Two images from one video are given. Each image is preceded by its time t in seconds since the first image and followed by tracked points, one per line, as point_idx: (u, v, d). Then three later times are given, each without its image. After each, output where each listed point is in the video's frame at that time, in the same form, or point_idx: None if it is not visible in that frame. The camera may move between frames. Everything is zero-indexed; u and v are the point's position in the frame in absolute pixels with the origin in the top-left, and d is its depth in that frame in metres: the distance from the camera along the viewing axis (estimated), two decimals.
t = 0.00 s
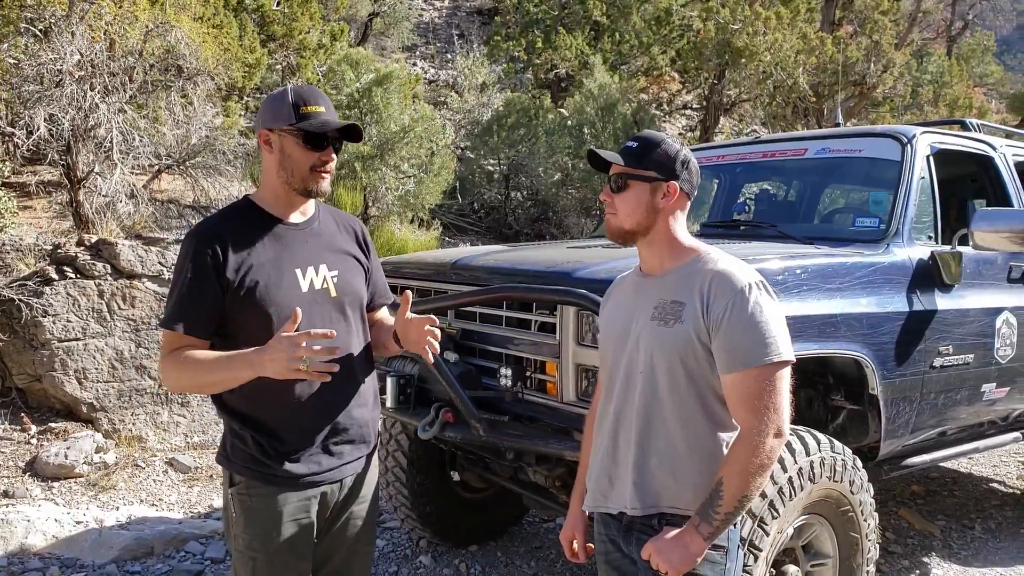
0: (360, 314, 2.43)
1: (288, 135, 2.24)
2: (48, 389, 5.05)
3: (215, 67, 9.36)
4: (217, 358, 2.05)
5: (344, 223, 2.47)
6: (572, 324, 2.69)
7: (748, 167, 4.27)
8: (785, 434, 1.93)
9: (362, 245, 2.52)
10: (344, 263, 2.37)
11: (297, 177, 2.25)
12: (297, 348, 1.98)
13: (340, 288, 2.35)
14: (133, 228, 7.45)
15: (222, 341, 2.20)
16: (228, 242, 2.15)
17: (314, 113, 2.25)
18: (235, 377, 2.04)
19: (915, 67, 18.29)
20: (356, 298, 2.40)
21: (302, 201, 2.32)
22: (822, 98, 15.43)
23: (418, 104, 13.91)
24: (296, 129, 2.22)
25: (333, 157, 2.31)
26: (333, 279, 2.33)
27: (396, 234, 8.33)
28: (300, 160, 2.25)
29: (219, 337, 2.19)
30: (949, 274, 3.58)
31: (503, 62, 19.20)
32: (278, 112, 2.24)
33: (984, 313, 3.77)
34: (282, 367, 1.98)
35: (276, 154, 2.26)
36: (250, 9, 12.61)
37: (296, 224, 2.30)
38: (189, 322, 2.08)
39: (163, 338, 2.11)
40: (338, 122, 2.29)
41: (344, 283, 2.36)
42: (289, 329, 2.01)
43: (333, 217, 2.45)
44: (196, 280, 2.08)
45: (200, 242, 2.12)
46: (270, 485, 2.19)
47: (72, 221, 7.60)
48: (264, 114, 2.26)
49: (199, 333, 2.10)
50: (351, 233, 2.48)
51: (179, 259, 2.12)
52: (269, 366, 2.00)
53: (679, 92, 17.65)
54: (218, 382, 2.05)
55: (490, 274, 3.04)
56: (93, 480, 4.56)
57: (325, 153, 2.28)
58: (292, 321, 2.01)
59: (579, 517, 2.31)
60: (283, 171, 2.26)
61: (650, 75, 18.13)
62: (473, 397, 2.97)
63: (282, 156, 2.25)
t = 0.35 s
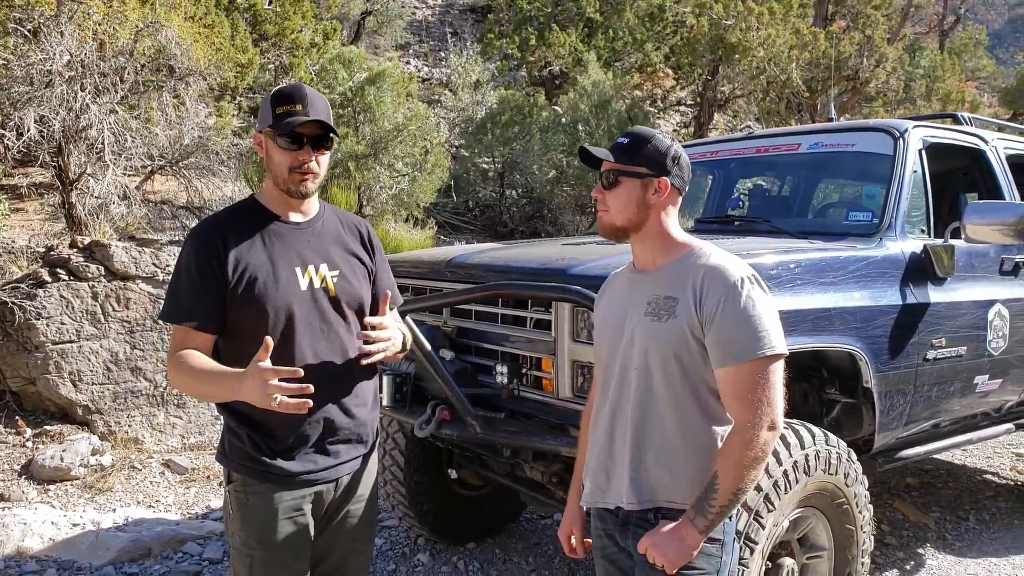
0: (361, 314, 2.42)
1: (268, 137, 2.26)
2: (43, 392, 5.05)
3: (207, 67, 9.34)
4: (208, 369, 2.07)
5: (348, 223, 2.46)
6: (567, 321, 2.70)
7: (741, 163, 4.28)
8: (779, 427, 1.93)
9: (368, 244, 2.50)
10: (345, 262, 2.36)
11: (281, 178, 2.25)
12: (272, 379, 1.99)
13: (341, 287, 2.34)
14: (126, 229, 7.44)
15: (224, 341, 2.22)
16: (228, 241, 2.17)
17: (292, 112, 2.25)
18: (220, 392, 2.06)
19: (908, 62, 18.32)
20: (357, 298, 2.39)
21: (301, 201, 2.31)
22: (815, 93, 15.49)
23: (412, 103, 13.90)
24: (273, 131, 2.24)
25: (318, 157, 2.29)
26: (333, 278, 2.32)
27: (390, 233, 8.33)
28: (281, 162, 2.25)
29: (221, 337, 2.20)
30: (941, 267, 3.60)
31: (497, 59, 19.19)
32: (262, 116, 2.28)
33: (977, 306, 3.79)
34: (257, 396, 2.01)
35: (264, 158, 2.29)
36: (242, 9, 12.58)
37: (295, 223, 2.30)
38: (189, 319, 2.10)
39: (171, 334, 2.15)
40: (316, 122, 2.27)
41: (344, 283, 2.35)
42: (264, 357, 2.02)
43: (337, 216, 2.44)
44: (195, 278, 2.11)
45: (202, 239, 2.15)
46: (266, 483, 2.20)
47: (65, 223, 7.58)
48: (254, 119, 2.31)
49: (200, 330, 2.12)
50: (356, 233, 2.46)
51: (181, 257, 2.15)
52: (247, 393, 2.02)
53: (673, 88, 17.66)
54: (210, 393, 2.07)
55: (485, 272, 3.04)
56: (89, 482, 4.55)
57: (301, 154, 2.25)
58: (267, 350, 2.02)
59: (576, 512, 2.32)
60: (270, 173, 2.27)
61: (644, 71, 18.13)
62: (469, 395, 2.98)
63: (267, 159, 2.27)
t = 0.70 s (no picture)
0: (362, 310, 2.41)
1: (277, 129, 2.26)
2: (41, 387, 5.04)
3: (204, 61, 9.33)
4: (209, 367, 2.09)
5: (349, 219, 2.45)
6: (565, 316, 2.71)
7: (738, 157, 4.28)
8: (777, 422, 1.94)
9: (369, 242, 2.50)
10: (345, 259, 2.35)
11: (291, 169, 2.26)
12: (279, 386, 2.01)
13: (341, 283, 2.33)
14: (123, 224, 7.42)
15: (223, 335, 2.22)
16: (227, 236, 2.17)
17: (302, 103, 2.26)
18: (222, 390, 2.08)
19: (905, 57, 18.32)
20: (357, 294, 2.38)
21: (304, 196, 2.31)
22: (812, 88, 15.49)
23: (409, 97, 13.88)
24: (283, 122, 2.24)
25: (326, 147, 2.31)
26: (333, 275, 2.31)
27: (387, 228, 8.33)
28: (291, 152, 2.26)
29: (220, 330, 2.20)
30: (938, 262, 3.61)
31: (494, 54, 19.16)
32: (268, 108, 2.27)
33: (973, 301, 3.80)
34: (264, 397, 2.03)
35: (271, 150, 2.28)
36: (239, 3, 12.54)
37: (296, 219, 2.30)
38: (191, 316, 2.11)
39: (170, 330, 2.14)
40: (325, 112, 2.29)
41: (344, 279, 2.34)
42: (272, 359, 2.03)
43: (339, 213, 2.43)
44: (195, 275, 2.11)
45: (203, 236, 2.15)
46: (264, 478, 2.20)
47: (61, 218, 7.57)
48: (258, 112, 2.30)
49: (200, 324, 2.12)
50: (357, 230, 2.46)
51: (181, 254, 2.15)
52: (253, 391, 2.04)
53: (670, 82, 17.64)
54: (213, 389, 2.09)
55: (483, 267, 3.04)
56: (86, 477, 4.55)
57: (312, 143, 2.27)
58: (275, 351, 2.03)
59: (574, 506, 2.32)
60: (278, 166, 2.27)
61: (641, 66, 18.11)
62: (466, 390, 2.99)
63: (275, 151, 2.27)
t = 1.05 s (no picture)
0: (361, 311, 2.41)
1: (280, 129, 2.25)
2: (39, 388, 5.04)
3: (201, 61, 9.32)
4: (207, 343, 2.06)
5: (347, 220, 2.45)
6: (564, 315, 2.71)
7: (736, 156, 4.28)
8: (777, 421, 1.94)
9: (367, 243, 2.50)
10: (344, 259, 2.35)
11: (291, 170, 2.26)
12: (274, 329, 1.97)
13: (341, 284, 2.33)
14: (121, 225, 7.42)
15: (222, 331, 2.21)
16: (228, 236, 2.17)
17: (307, 105, 2.25)
18: (222, 361, 2.05)
19: (903, 55, 18.34)
20: (356, 296, 2.38)
21: (302, 197, 2.31)
22: (810, 87, 15.50)
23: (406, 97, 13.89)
24: (287, 122, 2.23)
25: (327, 149, 2.31)
26: (332, 274, 2.31)
27: (385, 227, 8.33)
28: (293, 153, 2.25)
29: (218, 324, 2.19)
30: (936, 261, 3.60)
31: (492, 53, 19.17)
32: (272, 107, 2.26)
33: (971, 300, 3.80)
34: (259, 347, 1.98)
35: (272, 148, 2.28)
36: (236, 3, 12.53)
37: (295, 219, 2.30)
38: (189, 309, 2.10)
39: (166, 326, 2.13)
40: (329, 114, 2.27)
41: (343, 278, 2.34)
42: (265, 310, 2.00)
43: (337, 214, 2.43)
44: (192, 268, 2.10)
45: (201, 232, 2.14)
46: (267, 479, 2.20)
47: (59, 219, 7.57)
48: (261, 110, 2.28)
49: (198, 319, 2.12)
50: (355, 232, 2.46)
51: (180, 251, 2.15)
52: (249, 348, 1.99)
53: (668, 81, 17.65)
54: (213, 364, 2.06)
55: (481, 267, 3.04)
56: (84, 478, 4.55)
57: (314, 145, 2.26)
58: (268, 300, 1.99)
59: (573, 507, 2.33)
60: (278, 165, 2.27)
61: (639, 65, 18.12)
62: (465, 390, 2.99)
63: (276, 150, 2.26)
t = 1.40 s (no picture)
0: (359, 312, 2.42)
1: (281, 133, 2.25)
2: (36, 390, 5.04)
3: (198, 63, 9.33)
4: (208, 342, 2.06)
5: (344, 223, 2.46)
6: (561, 316, 2.72)
7: (732, 158, 4.30)
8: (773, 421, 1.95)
9: (364, 246, 2.51)
10: (342, 261, 2.37)
11: (291, 174, 2.26)
12: (279, 325, 1.98)
13: (339, 285, 2.35)
14: (118, 227, 7.42)
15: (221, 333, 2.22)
16: (227, 238, 2.18)
17: (307, 110, 2.27)
18: (223, 360, 2.05)
19: (898, 56, 18.38)
20: (354, 297, 2.40)
21: (300, 200, 2.33)
22: (806, 88, 15.52)
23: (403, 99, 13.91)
24: (288, 126, 2.24)
25: (328, 154, 2.32)
26: (330, 275, 2.32)
27: (382, 229, 8.33)
28: (293, 157, 2.26)
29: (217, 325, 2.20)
30: (931, 262, 3.62)
31: (489, 55, 19.20)
32: (273, 110, 2.26)
33: (966, 300, 3.82)
34: (265, 343, 1.99)
35: (271, 152, 2.28)
36: (234, 5, 12.54)
37: (293, 221, 2.31)
38: (189, 311, 2.11)
39: (164, 328, 2.13)
40: (329, 121, 2.29)
41: (341, 279, 2.36)
42: (269, 305, 2.01)
43: (335, 217, 2.45)
44: (191, 270, 2.11)
45: (200, 234, 2.15)
46: (266, 481, 2.21)
47: (56, 221, 7.57)
48: (261, 113, 2.29)
49: (198, 321, 2.13)
50: (353, 234, 2.47)
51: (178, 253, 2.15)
52: (254, 343, 2.00)
53: (664, 83, 17.69)
54: (217, 363, 2.06)
55: (478, 268, 3.05)
56: (82, 480, 4.55)
57: (315, 150, 2.28)
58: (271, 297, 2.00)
59: (570, 507, 2.33)
60: (277, 169, 2.27)
61: (636, 67, 18.15)
62: (462, 391, 3.00)
63: (276, 154, 2.27)
